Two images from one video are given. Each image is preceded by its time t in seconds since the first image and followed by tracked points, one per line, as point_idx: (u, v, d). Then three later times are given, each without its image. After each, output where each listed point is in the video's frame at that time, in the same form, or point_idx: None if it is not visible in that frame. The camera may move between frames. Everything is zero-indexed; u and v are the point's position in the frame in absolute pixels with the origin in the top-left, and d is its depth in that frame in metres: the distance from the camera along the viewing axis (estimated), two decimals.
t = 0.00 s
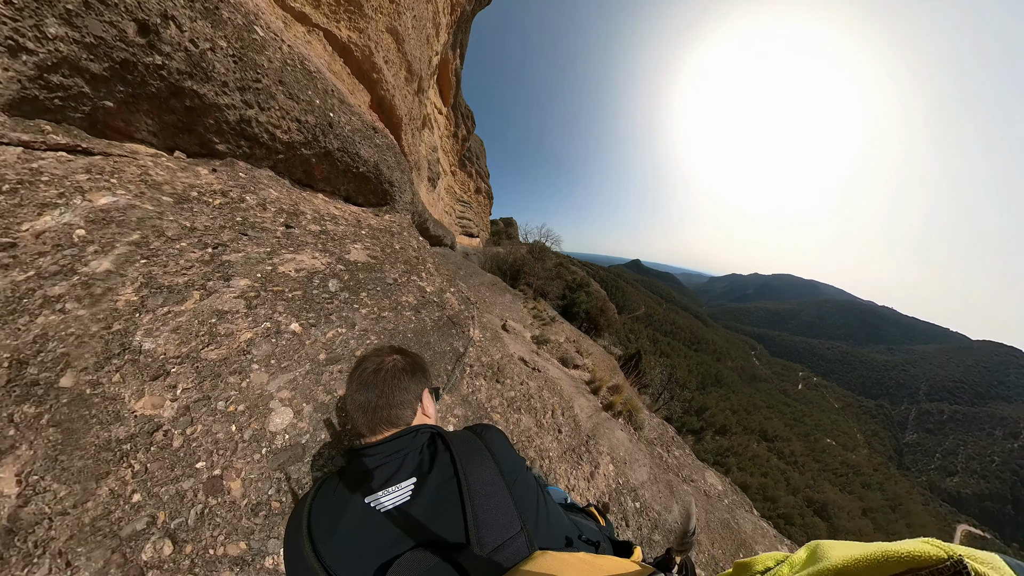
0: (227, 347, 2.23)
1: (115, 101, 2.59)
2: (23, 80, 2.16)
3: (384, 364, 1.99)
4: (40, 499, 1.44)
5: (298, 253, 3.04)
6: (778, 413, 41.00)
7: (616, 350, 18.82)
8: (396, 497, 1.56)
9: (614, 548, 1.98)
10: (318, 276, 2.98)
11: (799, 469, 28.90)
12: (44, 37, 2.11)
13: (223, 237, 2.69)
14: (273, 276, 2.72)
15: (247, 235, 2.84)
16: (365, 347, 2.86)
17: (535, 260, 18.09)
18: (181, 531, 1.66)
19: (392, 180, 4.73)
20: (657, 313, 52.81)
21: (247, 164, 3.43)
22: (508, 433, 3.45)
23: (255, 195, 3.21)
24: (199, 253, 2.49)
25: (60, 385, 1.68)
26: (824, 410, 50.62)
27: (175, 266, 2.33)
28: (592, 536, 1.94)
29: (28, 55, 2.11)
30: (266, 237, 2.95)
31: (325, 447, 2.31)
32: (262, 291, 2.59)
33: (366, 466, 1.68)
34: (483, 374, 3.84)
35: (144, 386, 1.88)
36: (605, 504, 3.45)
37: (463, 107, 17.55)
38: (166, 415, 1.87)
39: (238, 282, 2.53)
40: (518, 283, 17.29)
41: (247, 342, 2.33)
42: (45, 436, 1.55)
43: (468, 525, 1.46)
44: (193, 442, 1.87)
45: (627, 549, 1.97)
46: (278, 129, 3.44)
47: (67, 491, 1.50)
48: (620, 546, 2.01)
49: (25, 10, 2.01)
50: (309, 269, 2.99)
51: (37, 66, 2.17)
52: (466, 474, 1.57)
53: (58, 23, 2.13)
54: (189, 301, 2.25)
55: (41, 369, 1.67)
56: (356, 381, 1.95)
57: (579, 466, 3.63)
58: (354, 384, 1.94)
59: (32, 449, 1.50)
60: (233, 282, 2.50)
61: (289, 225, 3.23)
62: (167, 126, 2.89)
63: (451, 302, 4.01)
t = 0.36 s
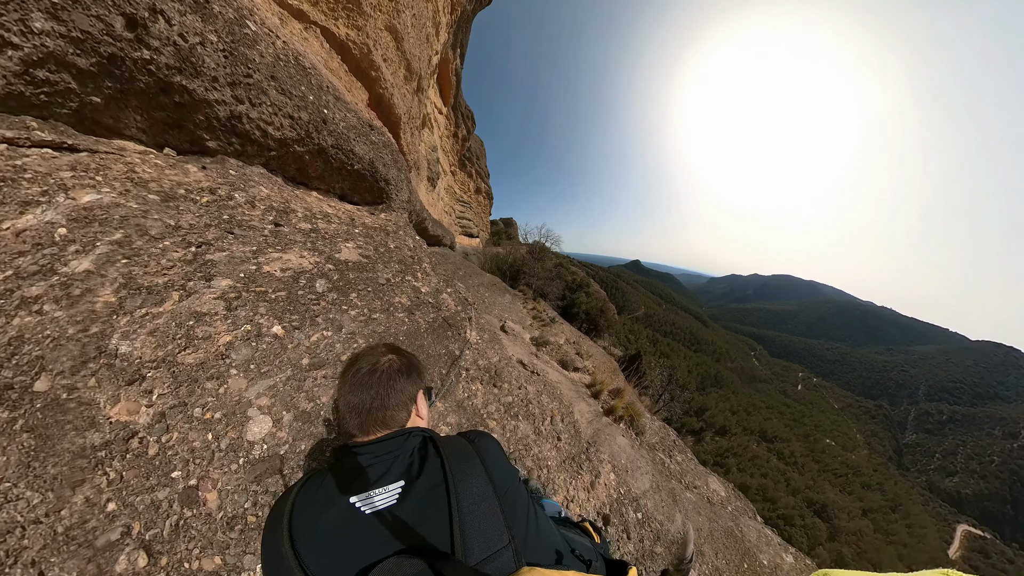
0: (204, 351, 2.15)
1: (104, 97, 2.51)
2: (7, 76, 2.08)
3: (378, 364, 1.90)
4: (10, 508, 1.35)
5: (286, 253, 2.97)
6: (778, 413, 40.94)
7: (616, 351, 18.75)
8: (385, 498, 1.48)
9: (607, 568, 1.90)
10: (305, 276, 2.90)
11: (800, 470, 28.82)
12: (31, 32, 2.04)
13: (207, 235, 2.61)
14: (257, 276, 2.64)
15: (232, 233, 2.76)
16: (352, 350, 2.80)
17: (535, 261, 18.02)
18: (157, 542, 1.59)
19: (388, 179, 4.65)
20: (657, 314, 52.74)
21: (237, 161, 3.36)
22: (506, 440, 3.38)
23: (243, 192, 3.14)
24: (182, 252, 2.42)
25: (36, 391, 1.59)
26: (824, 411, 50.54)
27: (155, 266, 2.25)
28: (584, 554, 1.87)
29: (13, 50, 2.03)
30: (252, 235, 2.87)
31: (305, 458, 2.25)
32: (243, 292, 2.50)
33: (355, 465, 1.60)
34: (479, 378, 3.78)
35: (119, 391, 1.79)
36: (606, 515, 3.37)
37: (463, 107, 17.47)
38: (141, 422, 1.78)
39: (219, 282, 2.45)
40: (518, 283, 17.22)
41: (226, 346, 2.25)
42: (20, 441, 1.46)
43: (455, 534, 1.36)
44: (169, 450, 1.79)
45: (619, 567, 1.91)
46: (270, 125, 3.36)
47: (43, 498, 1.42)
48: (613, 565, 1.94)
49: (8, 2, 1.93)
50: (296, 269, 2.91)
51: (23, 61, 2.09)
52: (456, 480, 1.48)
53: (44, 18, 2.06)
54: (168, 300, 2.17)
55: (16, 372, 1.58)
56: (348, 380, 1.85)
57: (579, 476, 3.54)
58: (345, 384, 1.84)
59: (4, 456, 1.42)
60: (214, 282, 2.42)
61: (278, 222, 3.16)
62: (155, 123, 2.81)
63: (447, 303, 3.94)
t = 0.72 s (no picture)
0: (201, 358, 2.11)
1: (100, 101, 2.50)
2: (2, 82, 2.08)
3: (379, 358, 1.88)
4: (11, 516, 1.34)
5: (282, 256, 2.95)
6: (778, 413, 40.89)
7: (616, 351, 18.74)
8: (394, 485, 1.49)
9: (606, 545, 1.97)
10: (302, 280, 2.88)
11: (801, 469, 28.78)
12: (24, 36, 2.03)
13: (205, 240, 2.58)
14: (254, 280, 2.62)
15: (229, 237, 2.74)
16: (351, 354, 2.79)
17: (534, 261, 18.00)
18: (160, 550, 1.57)
19: (387, 180, 4.63)
20: (657, 314, 52.70)
21: (234, 164, 3.34)
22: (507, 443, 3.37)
23: (240, 195, 3.12)
24: (180, 257, 2.39)
25: (34, 400, 1.58)
26: (825, 409, 50.51)
27: (153, 271, 2.22)
28: (584, 530, 1.93)
29: (8, 55, 2.03)
30: (249, 239, 2.86)
31: (305, 465, 2.19)
32: (240, 297, 2.47)
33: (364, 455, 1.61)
34: (479, 380, 3.77)
35: (119, 400, 1.77)
36: (607, 518, 3.36)
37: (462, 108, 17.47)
38: (142, 430, 1.75)
39: (216, 287, 2.41)
40: (518, 283, 17.20)
41: (224, 352, 2.21)
42: (21, 451, 1.46)
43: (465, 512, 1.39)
44: (169, 458, 1.76)
45: (616, 545, 1.96)
46: (267, 127, 3.35)
47: (44, 508, 1.40)
48: (611, 542, 2.00)
49: None
50: (294, 272, 2.90)
51: (18, 67, 2.09)
52: (464, 462, 1.52)
53: (38, 22, 2.06)
54: (166, 307, 2.14)
55: (14, 382, 1.58)
56: (350, 376, 1.83)
57: (580, 477, 3.54)
58: (348, 378, 1.82)
59: (4, 466, 1.41)
60: (211, 287, 2.39)
61: (275, 225, 3.15)
62: (152, 126, 2.80)
63: (447, 305, 3.93)
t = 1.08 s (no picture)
0: (196, 366, 2.07)
1: (92, 95, 2.48)
2: None
3: (397, 350, 1.98)
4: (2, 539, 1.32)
5: (281, 256, 2.92)
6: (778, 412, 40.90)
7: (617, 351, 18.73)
8: (418, 467, 1.64)
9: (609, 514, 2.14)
10: (301, 281, 2.86)
11: (800, 468, 28.79)
12: (14, 27, 2.01)
13: (199, 239, 2.56)
14: (250, 282, 2.59)
15: (226, 236, 2.73)
16: (352, 358, 2.77)
17: (534, 260, 17.97)
18: (161, 567, 1.56)
19: (388, 178, 4.62)
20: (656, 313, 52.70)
21: (231, 161, 3.31)
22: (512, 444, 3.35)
23: (237, 193, 3.09)
24: (173, 258, 2.36)
25: (19, 413, 1.54)
26: (824, 409, 50.56)
27: (145, 273, 2.19)
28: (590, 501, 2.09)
29: None
30: (246, 239, 2.83)
31: (310, 476, 2.15)
32: (236, 300, 2.43)
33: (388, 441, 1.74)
34: (483, 381, 3.76)
35: (112, 412, 1.73)
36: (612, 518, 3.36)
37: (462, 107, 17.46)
38: (138, 443, 1.72)
39: (211, 290, 2.38)
40: (518, 282, 17.13)
41: (219, 359, 2.17)
42: (6, 469, 1.43)
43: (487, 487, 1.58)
44: (167, 473, 1.73)
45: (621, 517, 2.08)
46: (266, 124, 3.33)
47: (37, 530, 1.38)
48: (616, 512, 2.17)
49: None
50: (292, 273, 2.87)
51: (7, 58, 2.07)
52: (482, 444, 1.68)
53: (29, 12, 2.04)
54: (157, 312, 2.10)
55: None
56: (371, 366, 1.94)
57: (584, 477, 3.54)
58: (369, 370, 1.93)
59: None
60: (205, 290, 2.35)
61: (273, 225, 3.12)
62: (147, 122, 2.79)
63: (449, 305, 3.92)
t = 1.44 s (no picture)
0: (156, 382, 1.91)
1: (68, 85, 2.41)
2: None
3: (381, 367, 2.00)
4: None
5: (260, 254, 2.81)
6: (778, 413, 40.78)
7: (617, 351, 18.59)
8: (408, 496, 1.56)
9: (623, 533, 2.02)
10: (281, 283, 2.74)
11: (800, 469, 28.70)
12: None
13: (172, 237, 2.45)
14: (222, 284, 2.45)
15: (202, 233, 2.61)
16: (334, 370, 2.61)
17: (535, 261, 17.82)
18: None
19: (383, 173, 4.63)
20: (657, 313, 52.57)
21: (216, 154, 3.26)
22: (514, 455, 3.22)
23: (219, 187, 3.02)
24: (140, 259, 2.23)
25: None
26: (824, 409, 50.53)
27: (111, 275, 2.07)
28: (600, 521, 1.97)
29: None
30: (223, 236, 2.71)
31: (286, 508, 2.02)
32: (203, 306, 2.28)
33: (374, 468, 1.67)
34: (483, 388, 3.64)
35: (64, 437, 1.57)
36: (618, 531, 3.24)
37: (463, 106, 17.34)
38: (94, 471, 1.58)
39: (177, 292, 2.24)
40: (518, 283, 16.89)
41: (183, 373, 2.01)
42: None
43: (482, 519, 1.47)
44: (128, 504, 1.59)
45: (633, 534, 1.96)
46: (253, 115, 3.29)
47: None
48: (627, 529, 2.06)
49: None
50: (271, 273, 2.75)
51: None
52: (476, 470, 1.58)
53: None
54: (117, 320, 1.95)
55: None
56: (355, 385, 1.95)
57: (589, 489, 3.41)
58: (353, 388, 1.94)
59: None
60: (171, 293, 2.21)
61: (255, 220, 3.03)
62: (127, 113, 2.72)
63: (447, 308, 3.81)
